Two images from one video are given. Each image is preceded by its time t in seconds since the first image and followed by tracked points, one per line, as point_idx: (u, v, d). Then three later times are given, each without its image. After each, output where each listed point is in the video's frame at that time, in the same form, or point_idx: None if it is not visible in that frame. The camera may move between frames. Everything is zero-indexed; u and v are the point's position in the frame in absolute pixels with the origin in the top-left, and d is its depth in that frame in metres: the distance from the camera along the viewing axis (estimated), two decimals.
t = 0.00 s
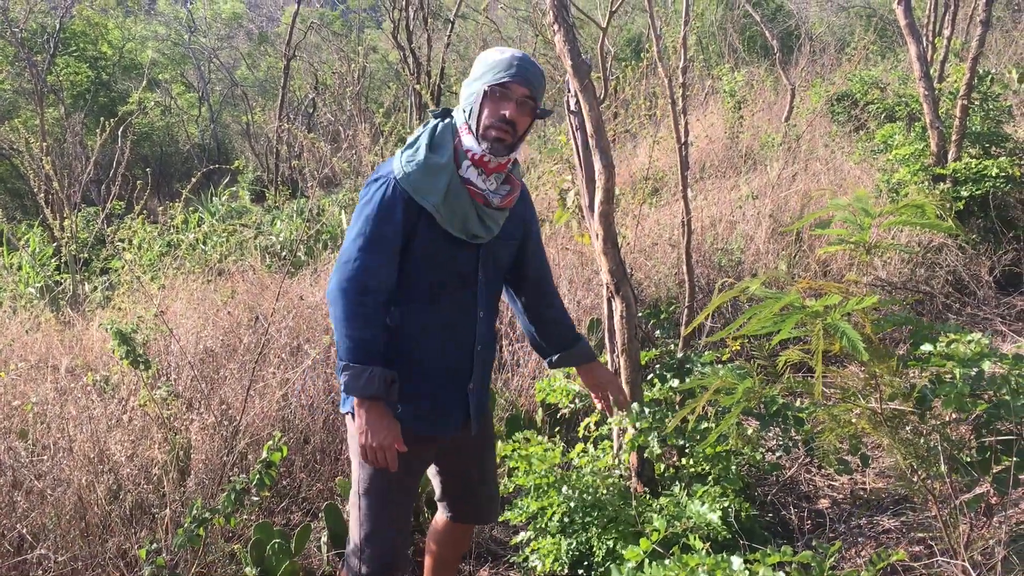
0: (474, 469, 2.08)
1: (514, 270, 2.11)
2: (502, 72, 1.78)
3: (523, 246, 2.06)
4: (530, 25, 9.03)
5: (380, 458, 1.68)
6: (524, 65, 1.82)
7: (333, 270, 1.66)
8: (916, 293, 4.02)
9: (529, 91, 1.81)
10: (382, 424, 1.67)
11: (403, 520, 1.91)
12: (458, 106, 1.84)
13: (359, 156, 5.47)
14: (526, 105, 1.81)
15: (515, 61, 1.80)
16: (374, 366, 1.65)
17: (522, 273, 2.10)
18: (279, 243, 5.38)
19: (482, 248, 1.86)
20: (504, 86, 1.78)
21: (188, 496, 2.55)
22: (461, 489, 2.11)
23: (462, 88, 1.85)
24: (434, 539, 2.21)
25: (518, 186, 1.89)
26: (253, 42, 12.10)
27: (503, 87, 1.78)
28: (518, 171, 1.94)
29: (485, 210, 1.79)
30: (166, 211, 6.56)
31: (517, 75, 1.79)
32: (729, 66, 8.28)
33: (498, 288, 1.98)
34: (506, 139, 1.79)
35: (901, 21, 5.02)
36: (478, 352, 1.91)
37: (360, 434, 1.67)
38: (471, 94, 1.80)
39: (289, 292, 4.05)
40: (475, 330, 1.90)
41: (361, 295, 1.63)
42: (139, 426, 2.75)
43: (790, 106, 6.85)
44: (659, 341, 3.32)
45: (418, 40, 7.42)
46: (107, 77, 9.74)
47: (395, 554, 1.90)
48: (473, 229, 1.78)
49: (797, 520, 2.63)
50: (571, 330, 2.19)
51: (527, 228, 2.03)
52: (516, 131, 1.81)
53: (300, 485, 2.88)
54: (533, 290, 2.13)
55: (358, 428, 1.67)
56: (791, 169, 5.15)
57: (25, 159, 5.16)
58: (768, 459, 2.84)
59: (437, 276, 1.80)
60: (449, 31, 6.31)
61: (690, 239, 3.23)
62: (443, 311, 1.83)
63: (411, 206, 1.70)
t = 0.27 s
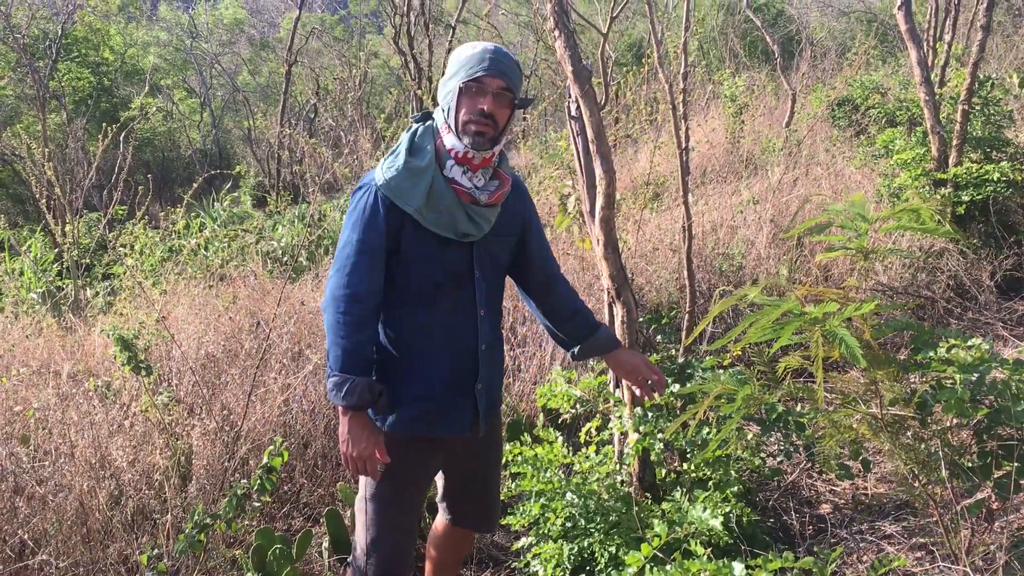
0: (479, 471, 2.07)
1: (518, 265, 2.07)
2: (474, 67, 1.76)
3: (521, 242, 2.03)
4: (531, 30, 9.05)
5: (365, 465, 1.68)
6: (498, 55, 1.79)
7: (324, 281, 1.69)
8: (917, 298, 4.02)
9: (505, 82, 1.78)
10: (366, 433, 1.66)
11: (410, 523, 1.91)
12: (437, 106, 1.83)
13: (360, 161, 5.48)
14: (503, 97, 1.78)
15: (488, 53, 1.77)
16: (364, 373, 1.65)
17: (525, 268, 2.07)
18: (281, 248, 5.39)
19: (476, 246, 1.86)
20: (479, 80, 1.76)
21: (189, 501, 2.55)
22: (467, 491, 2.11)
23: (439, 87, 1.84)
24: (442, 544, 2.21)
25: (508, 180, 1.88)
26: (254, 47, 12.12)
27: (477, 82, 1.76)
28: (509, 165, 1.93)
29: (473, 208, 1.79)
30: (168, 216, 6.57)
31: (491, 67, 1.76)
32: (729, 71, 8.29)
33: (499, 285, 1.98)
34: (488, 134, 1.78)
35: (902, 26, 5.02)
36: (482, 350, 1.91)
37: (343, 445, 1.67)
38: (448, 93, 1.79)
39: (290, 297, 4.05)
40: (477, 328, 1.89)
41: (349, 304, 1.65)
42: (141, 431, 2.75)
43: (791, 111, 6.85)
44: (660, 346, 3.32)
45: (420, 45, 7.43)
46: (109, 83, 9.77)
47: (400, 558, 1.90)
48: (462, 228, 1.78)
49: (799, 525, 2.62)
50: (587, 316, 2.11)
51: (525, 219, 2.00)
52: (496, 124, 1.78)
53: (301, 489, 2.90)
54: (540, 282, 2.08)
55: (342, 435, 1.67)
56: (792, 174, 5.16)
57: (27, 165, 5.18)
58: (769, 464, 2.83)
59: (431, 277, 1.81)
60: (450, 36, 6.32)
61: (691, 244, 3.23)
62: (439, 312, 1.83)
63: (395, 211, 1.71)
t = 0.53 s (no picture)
0: (479, 469, 2.09)
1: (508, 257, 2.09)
2: (452, 68, 1.76)
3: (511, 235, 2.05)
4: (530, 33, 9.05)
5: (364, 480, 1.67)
6: (474, 54, 1.79)
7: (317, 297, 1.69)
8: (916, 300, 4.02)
9: (483, 81, 1.78)
10: (365, 446, 1.67)
11: (415, 529, 1.91)
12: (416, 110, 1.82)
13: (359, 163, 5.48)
14: (482, 96, 1.79)
15: (464, 53, 1.78)
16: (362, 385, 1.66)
17: (521, 267, 2.10)
18: (280, 251, 5.39)
19: (469, 246, 1.87)
20: (458, 82, 1.77)
21: (188, 504, 2.55)
22: (469, 491, 2.12)
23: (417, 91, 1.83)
24: (446, 547, 2.22)
25: (492, 179, 1.88)
26: (253, 50, 12.13)
27: (456, 83, 1.76)
28: (491, 164, 1.94)
29: (461, 209, 1.79)
30: (167, 219, 6.58)
31: (469, 67, 1.77)
32: (728, 73, 8.30)
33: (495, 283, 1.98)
34: (470, 134, 1.78)
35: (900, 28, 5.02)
36: (483, 350, 1.92)
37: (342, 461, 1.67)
38: (426, 96, 1.79)
39: (289, 299, 4.05)
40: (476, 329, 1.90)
41: (343, 317, 1.65)
42: (140, 434, 2.74)
43: (790, 113, 6.86)
44: (659, 348, 3.31)
45: (418, 48, 7.43)
46: (108, 86, 9.77)
47: (407, 565, 1.91)
48: (452, 230, 1.78)
49: (798, 526, 2.62)
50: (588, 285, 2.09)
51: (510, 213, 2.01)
52: (477, 124, 1.79)
53: (301, 492, 2.89)
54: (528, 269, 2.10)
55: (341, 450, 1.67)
56: (790, 176, 5.16)
57: (26, 168, 5.18)
58: (767, 466, 2.83)
59: (426, 281, 1.80)
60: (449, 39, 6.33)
61: (690, 246, 3.23)
62: (436, 317, 1.84)
63: (385, 219, 1.71)
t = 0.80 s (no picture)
0: (478, 463, 2.11)
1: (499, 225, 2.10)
2: (426, 66, 1.74)
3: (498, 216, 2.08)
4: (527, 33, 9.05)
5: (377, 491, 1.70)
6: (448, 50, 1.78)
7: (314, 310, 1.69)
8: (913, 300, 4.02)
9: (459, 77, 1.78)
10: (376, 457, 1.70)
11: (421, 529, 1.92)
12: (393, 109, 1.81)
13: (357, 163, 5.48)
14: (459, 91, 1.78)
15: (438, 49, 1.76)
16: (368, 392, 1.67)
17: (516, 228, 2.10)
18: (278, 251, 5.39)
19: (460, 243, 1.88)
20: (433, 79, 1.76)
21: (186, 505, 2.56)
22: (469, 486, 2.13)
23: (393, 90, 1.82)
24: (449, 545, 2.23)
25: (472, 171, 1.88)
26: (251, 50, 12.11)
27: (431, 81, 1.75)
28: (470, 156, 1.92)
29: (447, 205, 1.78)
30: (164, 220, 6.57)
31: (444, 63, 1.75)
32: (725, 73, 8.31)
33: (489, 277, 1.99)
34: (448, 130, 1.77)
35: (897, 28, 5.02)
36: (482, 344, 1.93)
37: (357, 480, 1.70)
38: (403, 95, 1.78)
39: (286, 300, 4.05)
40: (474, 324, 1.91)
41: (343, 326, 1.66)
42: (137, 435, 2.73)
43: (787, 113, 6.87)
44: (657, 347, 3.31)
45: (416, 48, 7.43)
46: (105, 86, 9.76)
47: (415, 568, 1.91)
48: (443, 227, 1.78)
49: (796, 526, 2.62)
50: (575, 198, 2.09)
51: (489, 193, 2.03)
52: (454, 120, 1.78)
53: (298, 493, 2.88)
54: (521, 228, 2.11)
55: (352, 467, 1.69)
56: (787, 176, 5.16)
57: (22, 168, 5.17)
58: (765, 466, 2.83)
59: (422, 281, 1.81)
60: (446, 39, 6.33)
61: (687, 246, 3.23)
62: (435, 316, 1.84)
63: (378, 224, 1.71)
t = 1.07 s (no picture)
0: (476, 458, 2.11)
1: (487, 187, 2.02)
2: (411, 66, 1.75)
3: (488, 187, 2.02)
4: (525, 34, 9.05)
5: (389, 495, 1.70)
6: (433, 51, 1.78)
7: (312, 318, 1.69)
8: (911, 301, 4.03)
9: (444, 76, 1.77)
10: (385, 463, 1.69)
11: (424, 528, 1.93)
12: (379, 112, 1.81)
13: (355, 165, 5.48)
14: (445, 90, 1.78)
15: (421, 50, 1.77)
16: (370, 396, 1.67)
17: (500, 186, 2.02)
18: (275, 253, 5.38)
19: (454, 239, 1.87)
20: (417, 78, 1.75)
21: (184, 507, 2.56)
22: (468, 483, 2.14)
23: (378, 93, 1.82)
24: (451, 544, 2.23)
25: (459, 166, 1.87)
26: (248, 52, 12.10)
27: (416, 80, 1.75)
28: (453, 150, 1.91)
29: (436, 204, 1.78)
30: (162, 222, 6.56)
31: (428, 63, 1.76)
32: (723, 75, 8.31)
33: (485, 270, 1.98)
34: (434, 129, 1.76)
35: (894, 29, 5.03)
36: (479, 339, 1.92)
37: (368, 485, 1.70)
38: (388, 97, 1.78)
39: (284, 302, 4.04)
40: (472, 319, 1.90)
41: (344, 332, 1.66)
42: (135, 437, 2.72)
43: (784, 114, 6.87)
44: (655, 349, 3.31)
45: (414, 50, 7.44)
46: (102, 89, 9.76)
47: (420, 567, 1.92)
48: (435, 223, 1.78)
49: (794, 528, 2.62)
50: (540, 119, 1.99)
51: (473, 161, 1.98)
52: (442, 118, 1.78)
53: (296, 495, 2.87)
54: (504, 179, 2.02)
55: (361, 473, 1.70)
56: (785, 177, 5.17)
57: (19, 170, 5.16)
58: (763, 467, 2.83)
59: (418, 279, 1.80)
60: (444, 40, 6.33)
61: (685, 248, 3.23)
62: (432, 315, 1.84)
63: (371, 225, 1.71)
